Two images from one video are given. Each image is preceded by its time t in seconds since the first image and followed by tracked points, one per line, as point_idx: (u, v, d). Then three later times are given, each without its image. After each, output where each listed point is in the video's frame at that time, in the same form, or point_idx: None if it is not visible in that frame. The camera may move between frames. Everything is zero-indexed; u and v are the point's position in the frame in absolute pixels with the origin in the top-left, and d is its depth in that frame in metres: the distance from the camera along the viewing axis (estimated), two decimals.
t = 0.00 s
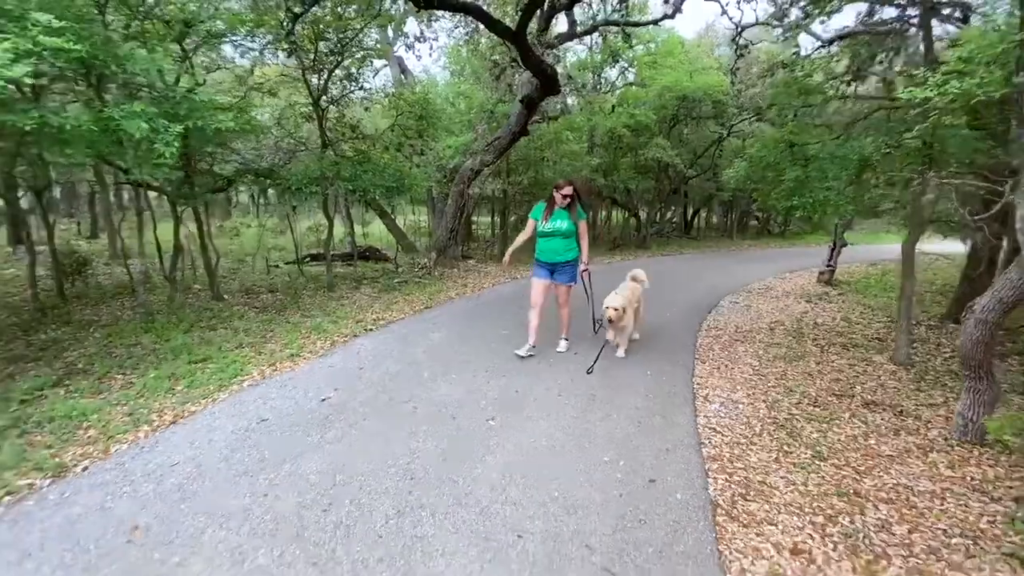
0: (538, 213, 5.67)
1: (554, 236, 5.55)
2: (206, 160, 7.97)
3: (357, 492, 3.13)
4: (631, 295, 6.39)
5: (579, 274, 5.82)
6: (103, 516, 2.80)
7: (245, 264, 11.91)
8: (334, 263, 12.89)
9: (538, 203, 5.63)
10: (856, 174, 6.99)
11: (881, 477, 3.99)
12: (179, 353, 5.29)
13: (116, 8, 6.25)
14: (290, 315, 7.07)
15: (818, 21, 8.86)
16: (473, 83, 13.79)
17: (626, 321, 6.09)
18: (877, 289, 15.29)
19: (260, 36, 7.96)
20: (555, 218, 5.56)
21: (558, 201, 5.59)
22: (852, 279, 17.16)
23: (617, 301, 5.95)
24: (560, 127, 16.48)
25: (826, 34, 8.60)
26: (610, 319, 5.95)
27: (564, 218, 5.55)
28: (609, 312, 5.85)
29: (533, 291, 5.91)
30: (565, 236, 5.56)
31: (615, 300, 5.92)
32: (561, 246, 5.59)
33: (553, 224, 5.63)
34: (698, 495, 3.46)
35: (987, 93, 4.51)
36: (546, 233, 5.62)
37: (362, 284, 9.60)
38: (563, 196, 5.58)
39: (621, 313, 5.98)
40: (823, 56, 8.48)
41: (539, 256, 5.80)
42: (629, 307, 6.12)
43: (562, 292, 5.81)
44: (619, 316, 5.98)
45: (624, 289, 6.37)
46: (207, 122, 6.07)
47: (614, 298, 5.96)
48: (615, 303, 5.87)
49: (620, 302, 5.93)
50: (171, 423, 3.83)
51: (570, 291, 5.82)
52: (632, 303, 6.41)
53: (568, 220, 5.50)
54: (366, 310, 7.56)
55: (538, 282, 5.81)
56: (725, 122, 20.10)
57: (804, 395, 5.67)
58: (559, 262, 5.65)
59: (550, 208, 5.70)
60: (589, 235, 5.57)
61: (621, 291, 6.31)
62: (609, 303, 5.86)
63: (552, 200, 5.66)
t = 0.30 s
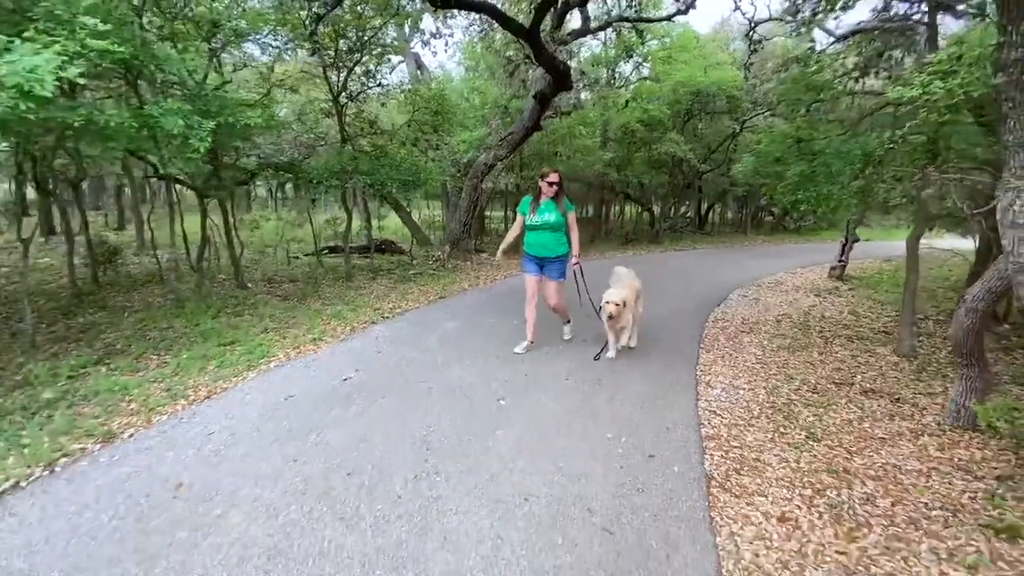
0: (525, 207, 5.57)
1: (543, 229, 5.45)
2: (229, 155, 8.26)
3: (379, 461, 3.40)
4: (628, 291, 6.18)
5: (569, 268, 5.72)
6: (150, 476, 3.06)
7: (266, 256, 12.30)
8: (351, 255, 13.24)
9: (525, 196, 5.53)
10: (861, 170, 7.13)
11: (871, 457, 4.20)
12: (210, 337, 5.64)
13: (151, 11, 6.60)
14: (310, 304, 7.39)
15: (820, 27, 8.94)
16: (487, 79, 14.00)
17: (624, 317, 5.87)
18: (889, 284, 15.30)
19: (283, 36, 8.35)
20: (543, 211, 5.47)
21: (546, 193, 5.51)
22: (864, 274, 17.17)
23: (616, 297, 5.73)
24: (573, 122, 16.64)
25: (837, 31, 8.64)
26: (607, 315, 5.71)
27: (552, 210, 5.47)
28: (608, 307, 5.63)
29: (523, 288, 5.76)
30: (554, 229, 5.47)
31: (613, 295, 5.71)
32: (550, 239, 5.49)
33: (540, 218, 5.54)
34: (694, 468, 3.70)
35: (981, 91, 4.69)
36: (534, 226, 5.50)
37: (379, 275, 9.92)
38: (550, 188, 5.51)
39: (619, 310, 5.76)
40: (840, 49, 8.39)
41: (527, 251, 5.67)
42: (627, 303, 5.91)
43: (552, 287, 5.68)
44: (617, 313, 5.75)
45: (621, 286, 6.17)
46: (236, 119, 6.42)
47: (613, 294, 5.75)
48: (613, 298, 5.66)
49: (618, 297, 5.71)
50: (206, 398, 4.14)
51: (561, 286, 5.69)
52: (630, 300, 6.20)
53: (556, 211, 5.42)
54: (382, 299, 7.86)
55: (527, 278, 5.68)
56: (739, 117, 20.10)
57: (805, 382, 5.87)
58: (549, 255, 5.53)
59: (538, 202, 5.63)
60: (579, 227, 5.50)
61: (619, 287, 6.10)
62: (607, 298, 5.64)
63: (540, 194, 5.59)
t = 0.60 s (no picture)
0: (520, 205, 5.40)
1: (537, 227, 5.25)
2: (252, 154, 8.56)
3: (400, 442, 3.63)
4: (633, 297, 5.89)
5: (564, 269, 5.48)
6: (191, 452, 3.32)
7: (285, 252, 12.62)
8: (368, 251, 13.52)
9: (520, 193, 5.36)
10: (869, 169, 7.23)
11: (870, 447, 4.36)
12: (237, 328, 5.93)
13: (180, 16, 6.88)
14: (329, 298, 7.64)
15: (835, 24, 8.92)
16: (501, 78, 14.16)
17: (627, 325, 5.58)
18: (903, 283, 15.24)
19: (303, 38, 8.60)
20: (538, 208, 5.28)
21: (541, 191, 5.32)
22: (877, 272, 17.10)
23: (615, 305, 5.45)
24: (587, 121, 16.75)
25: (852, 28, 8.72)
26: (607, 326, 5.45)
27: (547, 208, 5.27)
28: (605, 318, 5.38)
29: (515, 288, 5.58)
30: (548, 227, 5.26)
31: (612, 304, 5.44)
32: (544, 238, 5.28)
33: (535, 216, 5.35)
34: (698, 454, 3.89)
35: (984, 91, 4.79)
36: (529, 225, 5.31)
37: (395, 271, 10.16)
38: (546, 185, 5.32)
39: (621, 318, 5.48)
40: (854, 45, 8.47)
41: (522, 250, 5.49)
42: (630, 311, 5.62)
43: (544, 288, 5.45)
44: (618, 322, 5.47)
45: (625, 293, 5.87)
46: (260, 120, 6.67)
47: (611, 302, 5.49)
48: (611, 307, 5.39)
49: (617, 305, 5.43)
50: (237, 384, 4.41)
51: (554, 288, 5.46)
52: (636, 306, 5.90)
53: (550, 209, 5.22)
54: (399, 294, 8.10)
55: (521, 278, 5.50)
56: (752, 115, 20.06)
57: (810, 376, 6.01)
58: (542, 254, 5.32)
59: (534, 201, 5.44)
60: (574, 226, 5.27)
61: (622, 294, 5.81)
62: (604, 308, 5.39)
63: (536, 192, 5.41)
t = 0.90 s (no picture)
0: (525, 201, 5.25)
1: (542, 224, 5.10)
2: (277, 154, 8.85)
3: (429, 424, 3.87)
4: (632, 302, 5.45)
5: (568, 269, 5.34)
6: (238, 431, 3.59)
7: (305, 249, 12.93)
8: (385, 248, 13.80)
9: (526, 189, 5.22)
10: (882, 166, 7.34)
11: (878, 434, 4.52)
12: (268, 319, 6.22)
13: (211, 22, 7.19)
14: (352, 292, 7.90)
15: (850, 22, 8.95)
16: (515, 77, 14.32)
17: (624, 336, 5.20)
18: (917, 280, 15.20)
19: (326, 40, 8.86)
20: (544, 205, 5.14)
21: (548, 188, 5.19)
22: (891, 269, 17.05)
23: (608, 318, 5.04)
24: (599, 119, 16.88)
25: (868, 26, 8.75)
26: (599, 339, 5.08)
27: (554, 206, 5.13)
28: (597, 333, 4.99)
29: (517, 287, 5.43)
30: (553, 225, 5.11)
31: (604, 317, 5.03)
32: (549, 236, 5.13)
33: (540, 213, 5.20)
34: (711, 439, 4.09)
35: (989, 92, 4.92)
36: (534, 222, 5.15)
37: (413, 267, 10.41)
38: (553, 182, 5.17)
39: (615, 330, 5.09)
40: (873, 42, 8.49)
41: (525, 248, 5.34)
42: (627, 320, 5.21)
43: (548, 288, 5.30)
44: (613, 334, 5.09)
45: (623, 297, 5.43)
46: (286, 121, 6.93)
47: (604, 314, 5.07)
48: (602, 320, 5.00)
49: (609, 319, 5.02)
50: (273, 370, 4.68)
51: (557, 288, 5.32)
52: (636, 311, 5.46)
53: (557, 206, 5.08)
54: (419, 289, 8.34)
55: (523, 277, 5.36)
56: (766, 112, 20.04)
57: (821, 369, 6.16)
58: (546, 253, 5.17)
59: (540, 197, 5.30)
60: (581, 225, 5.14)
61: (619, 301, 5.37)
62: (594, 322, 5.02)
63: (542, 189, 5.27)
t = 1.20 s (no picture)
0: (522, 203, 5.17)
1: (541, 227, 5.05)
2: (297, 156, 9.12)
3: (450, 409, 4.10)
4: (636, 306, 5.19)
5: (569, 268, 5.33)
6: (273, 414, 3.84)
7: (322, 247, 13.23)
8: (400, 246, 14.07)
9: (522, 191, 5.14)
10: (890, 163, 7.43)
11: (882, 422, 4.67)
12: (292, 313, 6.49)
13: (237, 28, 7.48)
14: (370, 288, 8.15)
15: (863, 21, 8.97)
16: (528, 77, 14.51)
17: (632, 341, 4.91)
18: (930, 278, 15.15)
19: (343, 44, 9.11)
20: (541, 207, 5.07)
21: (544, 188, 5.11)
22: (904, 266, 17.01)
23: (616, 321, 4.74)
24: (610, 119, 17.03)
25: (880, 23, 8.81)
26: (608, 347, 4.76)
27: (552, 207, 5.07)
28: (604, 339, 4.67)
29: (519, 290, 5.36)
30: (552, 227, 5.06)
31: (612, 321, 4.72)
32: (548, 238, 5.09)
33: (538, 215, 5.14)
34: (719, 425, 4.27)
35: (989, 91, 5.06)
36: (532, 224, 5.10)
37: (428, 265, 10.65)
38: (549, 183, 5.10)
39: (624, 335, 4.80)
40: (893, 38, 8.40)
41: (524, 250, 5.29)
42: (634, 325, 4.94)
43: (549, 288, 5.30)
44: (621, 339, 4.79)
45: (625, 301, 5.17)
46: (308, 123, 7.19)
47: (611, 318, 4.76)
48: (611, 325, 4.69)
49: (617, 322, 4.72)
50: (301, 360, 4.94)
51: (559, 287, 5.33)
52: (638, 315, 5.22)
53: (556, 207, 5.02)
54: (435, 286, 8.57)
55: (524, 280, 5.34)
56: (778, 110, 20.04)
57: (830, 362, 6.29)
58: (547, 254, 5.15)
59: (536, 198, 5.21)
60: (580, 225, 5.12)
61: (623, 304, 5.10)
62: (599, 327, 4.71)
63: (538, 189, 5.18)
